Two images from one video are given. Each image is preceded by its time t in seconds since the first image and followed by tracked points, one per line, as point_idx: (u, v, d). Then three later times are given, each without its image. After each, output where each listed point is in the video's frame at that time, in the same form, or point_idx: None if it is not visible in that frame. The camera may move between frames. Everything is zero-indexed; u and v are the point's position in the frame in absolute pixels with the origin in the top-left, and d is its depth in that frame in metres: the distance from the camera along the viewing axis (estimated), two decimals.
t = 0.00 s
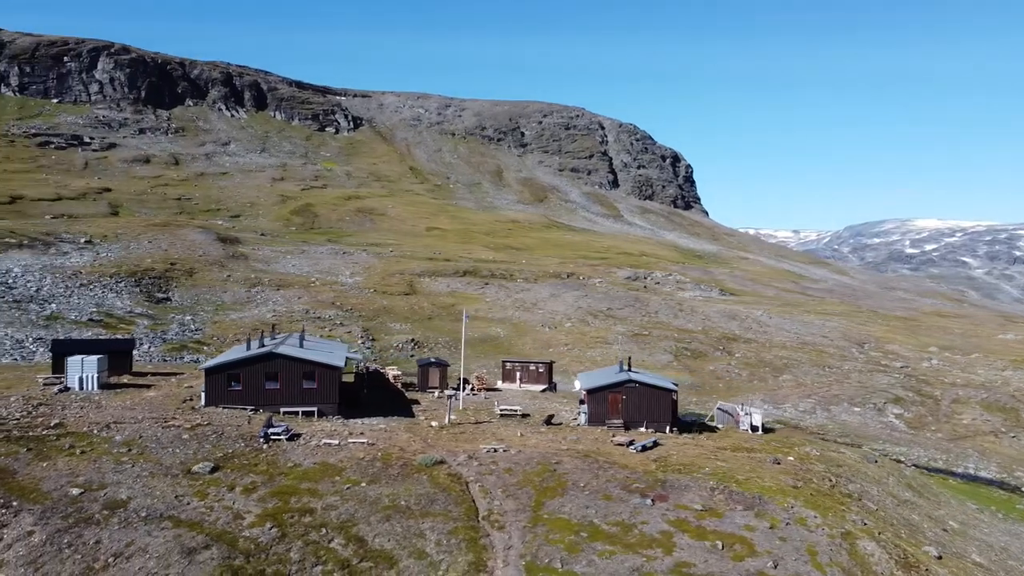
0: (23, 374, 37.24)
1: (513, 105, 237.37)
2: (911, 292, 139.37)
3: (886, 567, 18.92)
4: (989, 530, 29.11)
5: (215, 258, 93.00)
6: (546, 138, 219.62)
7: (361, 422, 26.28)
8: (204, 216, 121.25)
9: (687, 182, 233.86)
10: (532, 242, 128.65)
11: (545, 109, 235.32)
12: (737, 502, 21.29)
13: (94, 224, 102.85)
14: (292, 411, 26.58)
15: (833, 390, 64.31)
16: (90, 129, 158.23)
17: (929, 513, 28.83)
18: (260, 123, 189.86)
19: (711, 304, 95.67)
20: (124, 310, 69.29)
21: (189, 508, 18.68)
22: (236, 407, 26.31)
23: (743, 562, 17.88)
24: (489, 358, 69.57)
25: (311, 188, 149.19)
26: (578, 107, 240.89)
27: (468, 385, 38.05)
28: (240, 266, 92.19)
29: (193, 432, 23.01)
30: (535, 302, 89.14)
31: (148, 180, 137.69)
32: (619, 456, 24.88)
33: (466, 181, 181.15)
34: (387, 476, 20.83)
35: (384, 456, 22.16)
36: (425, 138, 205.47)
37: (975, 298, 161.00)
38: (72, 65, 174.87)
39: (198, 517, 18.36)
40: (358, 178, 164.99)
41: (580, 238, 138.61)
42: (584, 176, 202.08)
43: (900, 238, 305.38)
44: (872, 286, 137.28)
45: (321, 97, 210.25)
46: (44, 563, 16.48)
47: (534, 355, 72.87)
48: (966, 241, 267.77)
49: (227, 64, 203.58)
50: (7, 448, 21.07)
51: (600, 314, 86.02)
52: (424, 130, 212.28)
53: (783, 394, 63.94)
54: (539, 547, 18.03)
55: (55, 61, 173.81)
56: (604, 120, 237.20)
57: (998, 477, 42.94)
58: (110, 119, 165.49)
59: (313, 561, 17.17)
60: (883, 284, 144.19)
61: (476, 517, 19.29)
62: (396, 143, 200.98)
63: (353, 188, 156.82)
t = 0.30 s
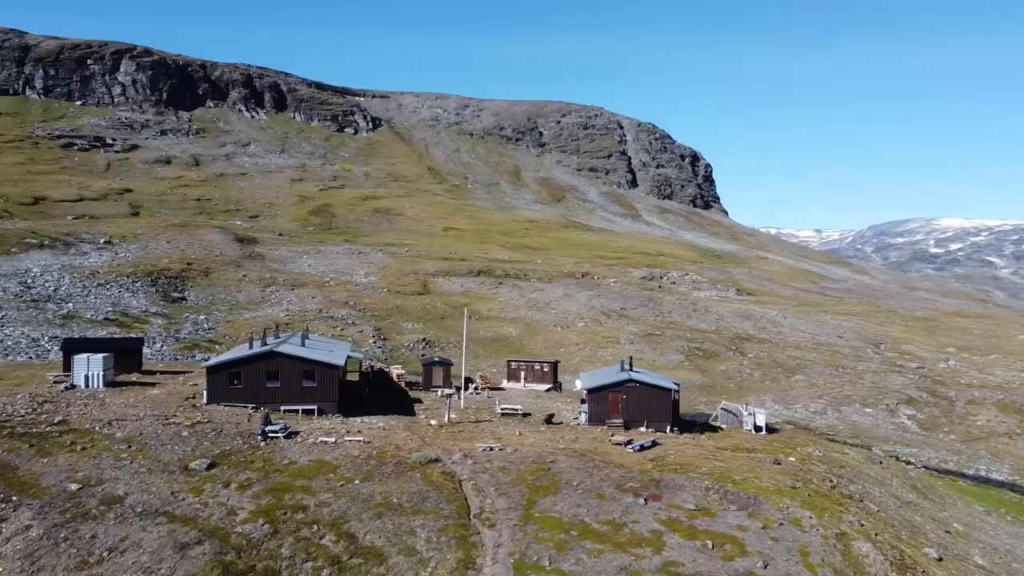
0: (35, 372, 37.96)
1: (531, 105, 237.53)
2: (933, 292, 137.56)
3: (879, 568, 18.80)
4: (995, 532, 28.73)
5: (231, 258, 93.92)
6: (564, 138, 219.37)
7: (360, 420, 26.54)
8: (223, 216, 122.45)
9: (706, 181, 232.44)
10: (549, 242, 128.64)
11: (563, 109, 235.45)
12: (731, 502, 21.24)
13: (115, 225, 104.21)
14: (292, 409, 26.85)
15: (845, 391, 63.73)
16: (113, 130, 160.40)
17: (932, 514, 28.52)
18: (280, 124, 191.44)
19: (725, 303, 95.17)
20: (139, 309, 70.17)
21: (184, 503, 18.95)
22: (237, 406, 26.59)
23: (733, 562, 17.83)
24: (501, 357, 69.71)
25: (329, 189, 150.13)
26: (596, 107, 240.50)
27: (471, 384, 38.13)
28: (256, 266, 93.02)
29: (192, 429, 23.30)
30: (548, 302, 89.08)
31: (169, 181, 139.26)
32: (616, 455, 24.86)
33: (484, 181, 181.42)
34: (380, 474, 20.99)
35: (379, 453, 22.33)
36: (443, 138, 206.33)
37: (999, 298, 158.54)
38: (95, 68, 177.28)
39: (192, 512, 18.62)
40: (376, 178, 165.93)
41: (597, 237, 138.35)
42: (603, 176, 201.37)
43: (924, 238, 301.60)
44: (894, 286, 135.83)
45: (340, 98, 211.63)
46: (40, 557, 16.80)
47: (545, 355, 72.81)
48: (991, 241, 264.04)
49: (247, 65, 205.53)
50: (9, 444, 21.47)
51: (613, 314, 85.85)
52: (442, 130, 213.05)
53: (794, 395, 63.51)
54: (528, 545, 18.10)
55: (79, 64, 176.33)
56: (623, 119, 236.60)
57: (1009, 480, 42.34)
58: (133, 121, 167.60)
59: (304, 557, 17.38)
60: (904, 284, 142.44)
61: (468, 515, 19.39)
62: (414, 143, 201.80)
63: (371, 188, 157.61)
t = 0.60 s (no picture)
0: (49, 370, 38.64)
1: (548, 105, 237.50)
2: (956, 292, 135.82)
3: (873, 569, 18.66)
4: (1001, 535, 28.34)
5: (248, 258, 94.79)
6: (583, 138, 219.06)
7: (360, 419, 26.74)
8: (242, 217, 123.65)
9: (725, 180, 231.04)
10: (565, 242, 128.56)
11: (581, 108, 235.27)
12: (725, 502, 21.19)
13: (135, 225, 105.62)
14: (293, 407, 27.12)
15: (857, 391, 63.21)
16: (135, 132, 162.46)
17: (936, 516, 28.23)
18: (300, 125, 192.96)
19: (740, 303, 94.65)
20: (155, 309, 71.06)
21: (179, 499, 19.24)
22: (238, 404, 26.89)
23: (722, 561, 17.80)
24: (513, 357, 69.82)
25: (347, 189, 151.08)
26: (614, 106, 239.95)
27: (474, 383, 38.24)
28: (272, 266, 93.80)
29: (193, 426, 23.62)
30: (560, 302, 89.03)
31: (189, 181, 140.80)
32: (613, 454, 24.89)
33: (502, 181, 181.67)
34: (374, 471, 21.17)
35: (375, 451, 22.49)
36: (462, 139, 207.21)
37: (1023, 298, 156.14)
38: (118, 70, 179.78)
39: (187, 508, 18.89)
40: (394, 179, 166.74)
41: (614, 237, 138.02)
42: (621, 176, 200.63)
43: (950, 237, 297.82)
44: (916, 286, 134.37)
45: (358, 99, 212.98)
46: (36, 550, 17.13)
47: (556, 355, 72.77)
48: (1018, 242, 260.44)
49: (266, 66, 207.29)
50: (13, 439, 21.89)
51: (626, 314, 85.65)
52: (460, 130, 213.84)
53: (805, 395, 63.10)
54: (517, 543, 18.18)
55: (102, 66, 178.95)
56: (642, 119, 235.76)
57: (1022, 482, 41.78)
58: (154, 122, 169.68)
59: (295, 553, 17.60)
60: (927, 284, 140.74)
61: (459, 512, 19.49)
62: (432, 143, 202.74)
63: (389, 188, 158.35)
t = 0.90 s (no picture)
0: (60, 368, 39.29)
1: (566, 105, 237.28)
2: (980, 292, 134.06)
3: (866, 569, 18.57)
4: (1007, 537, 27.96)
5: (264, 258, 95.59)
6: (601, 138, 218.69)
7: (359, 417, 26.91)
8: (260, 217, 124.77)
9: (745, 179, 229.53)
10: (582, 242, 128.35)
11: (600, 108, 235.05)
12: (719, 502, 21.15)
13: (155, 226, 106.99)
14: (293, 406, 27.35)
15: (870, 392, 62.62)
16: (156, 133, 164.45)
17: (939, 518, 27.95)
18: (319, 126, 194.36)
19: (755, 303, 94.05)
20: (170, 308, 71.94)
21: (175, 494, 19.53)
22: (240, 401, 27.22)
23: (710, 560, 17.78)
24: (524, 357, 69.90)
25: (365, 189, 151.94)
26: (632, 105, 239.22)
27: (479, 382, 38.27)
28: (288, 266, 94.49)
29: (193, 423, 23.94)
30: (574, 301, 88.92)
31: (209, 182, 142.26)
32: (609, 453, 24.89)
33: (520, 181, 181.83)
34: (369, 468, 21.34)
35: (370, 449, 22.67)
36: (480, 139, 207.86)
37: None
38: (140, 73, 182.27)
39: (183, 503, 19.18)
40: (412, 179, 167.42)
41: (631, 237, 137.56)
42: (640, 175, 199.80)
43: (976, 237, 294.06)
44: (938, 286, 132.78)
45: (377, 99, 214.22)
46: (34, 543, 17.49)
47: (568, 354, 72.67)
48: None
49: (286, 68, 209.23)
50: (16, 436, 22.30)
51: (639, 314, 85.39)
52: (479, 131, 214.53)
53: (816, 396, 62.65)
54: (506, 541, 18.27)
55: (125, 69, 181.56)
56: (661, 118, 234.83)
57: None
58: (175, 124, 171.75)
59: (286, 548, 17.83)
60: (950, 284, 139.00)
61: (451, 510, 19.62)
62: (451, 144, 203.55)
63: (407, 188, 158.99)
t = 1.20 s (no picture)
0: (72, 366, 39.91)
1: (585, 105, 236.97)
2: (1004, 293, 132.24)
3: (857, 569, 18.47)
4: (1012, 539, 27.57)
5: (280, 258, 96.38)
6: (620, 137, 218.27)
7: (358, 415, 27.16)
8: (278, 217, 125.89)
9: (766, 179, 227.91)
10: (598, 242, 128.13)
11: (618, 108, 234.51)
12: (712, 500, 21.12)
13: (174, 226, 108.33)
14: (295, 403, 27.61)
15: (882, 393, 62.07)
16: (176, 134, 166.40)
17: (942, 519, 27.66)
18: (338, 127, 195.70)
19: (770, 303, 93.46)
20: (185, 307, 72.74)
21: (172, 490, 19.83)
22: (242, 398, 27.54)
23: (699, 559, 17.77)
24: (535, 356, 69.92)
25: (382, 189, 152.78)
26: (650, 105, 238.33)
27: (483, 381, 38.39)
28: (304, 266, 95.11)
29: (193, 420, 24.27)
30: (587, 301, 88.82)
31: (229, 183, 143.62)
32: (606, 452, 24.91)
33: (538, 181, 181.87)
34: (363, 465, 21.55)
35: (366, 446, 22.88)
36: (498, 139, 208.28)
37: None
38: (162, 75, 184.77)
39: (179, 498, 19.47)
40: (430, 179, 167.97)
41: (649, 237, 137.04)
42: (659, 175, 198.89)
43: (1002, 237, 290.01)
44: (961, 286, 131.11)
45: (395, 100, 215.34)
46: (33, 537, 17.83)
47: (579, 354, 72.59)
48: None
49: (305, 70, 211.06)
50: (20, 431, 22.73)
51: (652, 314, 85.14)
52: (497, 131, 215.06)
53: (828, 396, 62.15)
54: (496, 537, 18.39)
55: (147, 71, 184.12)
56: (679, 118, 233.95)
57: None
58: (197, 125, 173.60)
59: (279, 544, 18.07)
60: (973, 285, 137.23)
61: (443, 506, 19.76)
62: (469, 144, 204.19)
63: (425, 189, 159.53)
